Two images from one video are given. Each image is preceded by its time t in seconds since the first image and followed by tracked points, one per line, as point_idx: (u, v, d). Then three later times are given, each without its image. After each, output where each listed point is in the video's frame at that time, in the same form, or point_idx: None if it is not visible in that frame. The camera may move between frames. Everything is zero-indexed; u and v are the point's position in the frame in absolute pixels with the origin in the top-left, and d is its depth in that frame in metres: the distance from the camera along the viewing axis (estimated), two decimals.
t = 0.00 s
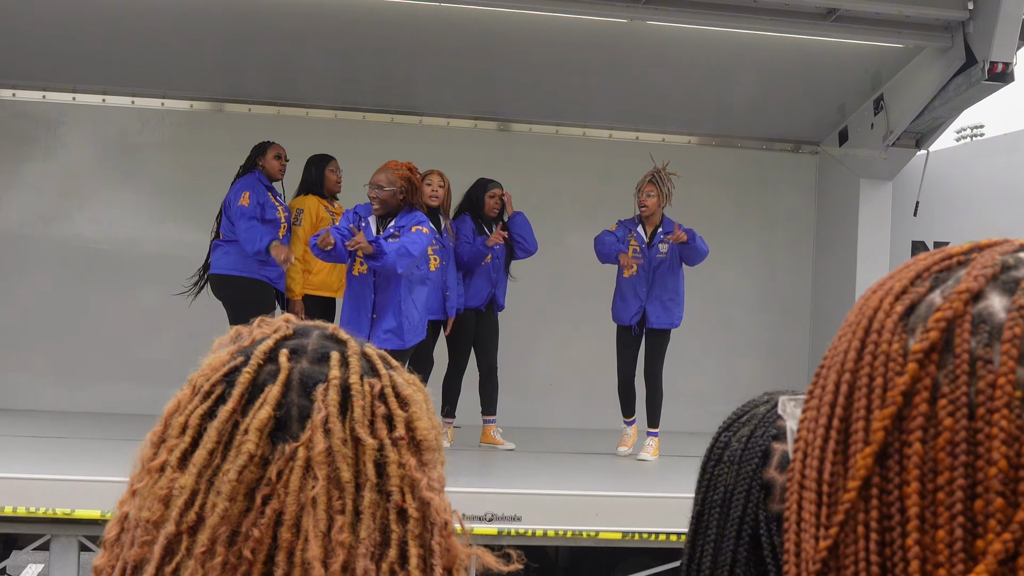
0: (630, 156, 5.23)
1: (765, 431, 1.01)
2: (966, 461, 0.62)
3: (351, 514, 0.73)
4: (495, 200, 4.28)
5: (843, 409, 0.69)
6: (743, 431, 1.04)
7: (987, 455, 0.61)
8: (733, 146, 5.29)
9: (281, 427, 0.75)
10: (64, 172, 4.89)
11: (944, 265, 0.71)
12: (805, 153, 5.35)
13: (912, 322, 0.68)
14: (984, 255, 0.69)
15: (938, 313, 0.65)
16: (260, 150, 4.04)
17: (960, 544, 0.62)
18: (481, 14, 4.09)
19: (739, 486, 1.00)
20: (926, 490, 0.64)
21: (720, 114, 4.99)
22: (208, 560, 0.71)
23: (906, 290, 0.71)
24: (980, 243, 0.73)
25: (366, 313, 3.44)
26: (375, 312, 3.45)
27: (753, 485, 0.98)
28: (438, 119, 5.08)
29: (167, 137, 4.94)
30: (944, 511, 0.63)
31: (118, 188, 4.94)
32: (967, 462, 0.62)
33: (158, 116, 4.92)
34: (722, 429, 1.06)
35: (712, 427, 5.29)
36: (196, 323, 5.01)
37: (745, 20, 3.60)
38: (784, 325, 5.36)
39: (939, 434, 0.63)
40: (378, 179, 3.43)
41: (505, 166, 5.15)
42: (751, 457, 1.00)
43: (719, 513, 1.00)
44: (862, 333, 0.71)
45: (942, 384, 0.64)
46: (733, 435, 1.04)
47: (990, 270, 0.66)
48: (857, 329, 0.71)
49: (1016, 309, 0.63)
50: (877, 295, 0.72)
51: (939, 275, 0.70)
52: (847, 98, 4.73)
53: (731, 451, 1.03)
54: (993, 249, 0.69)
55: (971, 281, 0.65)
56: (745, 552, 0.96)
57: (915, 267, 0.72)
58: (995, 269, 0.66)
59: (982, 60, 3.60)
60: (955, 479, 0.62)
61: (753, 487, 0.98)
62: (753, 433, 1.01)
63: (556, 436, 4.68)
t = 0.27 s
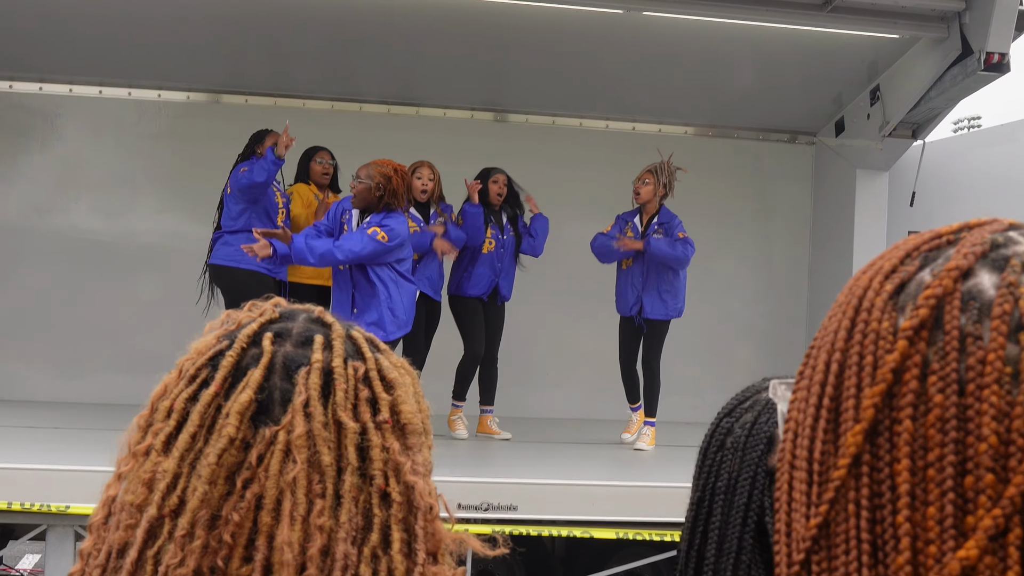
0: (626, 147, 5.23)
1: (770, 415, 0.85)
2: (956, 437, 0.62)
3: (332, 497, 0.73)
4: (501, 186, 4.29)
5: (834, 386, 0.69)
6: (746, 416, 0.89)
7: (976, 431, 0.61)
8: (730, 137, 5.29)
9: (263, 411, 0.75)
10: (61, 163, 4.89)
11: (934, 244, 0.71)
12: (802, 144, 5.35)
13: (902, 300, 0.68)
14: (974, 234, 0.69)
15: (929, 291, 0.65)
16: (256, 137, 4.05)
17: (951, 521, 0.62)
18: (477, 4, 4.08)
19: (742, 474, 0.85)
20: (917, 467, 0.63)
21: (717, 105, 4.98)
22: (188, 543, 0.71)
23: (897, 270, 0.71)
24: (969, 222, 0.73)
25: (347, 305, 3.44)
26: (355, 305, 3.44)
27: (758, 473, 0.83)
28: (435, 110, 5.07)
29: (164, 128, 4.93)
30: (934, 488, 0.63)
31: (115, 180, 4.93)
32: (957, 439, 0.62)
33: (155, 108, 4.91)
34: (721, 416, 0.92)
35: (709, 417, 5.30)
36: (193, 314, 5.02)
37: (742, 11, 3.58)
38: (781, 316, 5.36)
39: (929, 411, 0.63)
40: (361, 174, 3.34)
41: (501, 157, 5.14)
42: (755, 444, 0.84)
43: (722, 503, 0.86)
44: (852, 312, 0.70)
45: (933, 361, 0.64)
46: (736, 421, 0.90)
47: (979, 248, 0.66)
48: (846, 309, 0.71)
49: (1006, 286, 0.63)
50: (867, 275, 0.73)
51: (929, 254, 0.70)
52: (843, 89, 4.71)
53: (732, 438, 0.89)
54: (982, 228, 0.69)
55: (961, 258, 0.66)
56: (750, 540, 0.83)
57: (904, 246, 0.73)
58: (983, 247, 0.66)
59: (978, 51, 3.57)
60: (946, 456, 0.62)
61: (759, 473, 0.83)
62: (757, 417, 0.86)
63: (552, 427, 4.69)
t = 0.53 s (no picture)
0: (626, 130, 5.21)
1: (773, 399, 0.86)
2: (954, 413, 0.61)
3: (321, 475, 0.73)
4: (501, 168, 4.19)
5: (832, 363, 0.68)
6: (749, 398, 0.89)
7: (975, 408, 0.61)
8: (730, 120, 5.27)
9: (252, 388, 0.76)
10: (59, 145, 4.88)
11: (932, 222, 0.70)
12: (801, 127, 5.34)
13: (900, 278, 0.68)
14: (971, 213, 0.68)
15: (926, 269, 0.64)
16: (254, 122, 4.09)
17: (949, 496, 0.62)
18: None
19: (748, 454, 0.85)
20: (915, 443, 0.63)
21: (717, 89, 4.96)
22: (177, 521, 0.72)
23: (895, 247, 0.70)
24: (968, 202, 0.72)
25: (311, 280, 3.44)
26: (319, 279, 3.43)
27: (764, 454, 0.83)
28: (434, 92, 5.06)
29: (163, 110, 4.92)
30: (931, 464, 0.62)
31: (115, 162, 4.93)
32: (956, 415, 0.61)
33: (154, 89, 4.89)
34: (722, 397, 0.92)
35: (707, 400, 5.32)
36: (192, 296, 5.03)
37: None
38: (779, 299, 5.37)
39: (927, 388, 0.63)
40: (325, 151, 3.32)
41: (501, 139, 5.13)
42: (760, 427, 0.85)
43: (727, 484, 0.86)
44: (850, 290, 0.70)
45: (931, 338, 0.64)
46: (738, 403, 0.90)
47: (977, 226, 0.65)
48: (845, 287, 0.70)
49: (1003, 265, 0.62)
50: (866, 254, 0.72)
51: (927, 233, 0.70)
52: (843, 73, 4.68)
53: (737, 421, 0.89)
54: (980, 207, 0.69)
55: (959, 236, 0.65)
56: (756, 524, 0.83)
57: (902, 225, 0.72)
58: (982, 226, 0.65)
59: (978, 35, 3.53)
60: (944, 432, 0.62)
61: (764, 455, 0.83)
62: (760, 401, 0.86)
63: (550, 409, 4.71)
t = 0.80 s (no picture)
0: (627, 120, 5.20)
1: (766, 393, 0.86)
2: (966, 405, 0.60)
3: (338, 470, 0.74)
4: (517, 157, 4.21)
5: (845, 355, 0.66)
6: (742, 391, 0.88)
7: (987, 399, 0.59)
8: (731, 110, 5.27)
9: (269, 383, 0.76)
10: (60, 134, 4.88)
11: (944, 218, 0.68)
12: (802, 117, 5.33)
13: (913, 272, 0.66)
14: (983, 208, 0.67)
15: (939, 263, 0.63)
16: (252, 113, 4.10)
17: (960, 487, 0.60)
18: None
19: (740, 447, 0.84)
20: (926, 434, 0.61)
21: (718, 78, 4.94)
22: (192, 517, 0.72)
23: (907, 242, 0.68)
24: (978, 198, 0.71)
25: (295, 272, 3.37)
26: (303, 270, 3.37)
27: (755, 448, 0.83)
28: (435, 82, 5.05)
29: (162, 99, 4.91)
30: (943, 456, 0.61)
31: (115, 152, 4.93)
32: (968, 407, 0.60)
33: (154, 79, 4.89)
34: (715, 390, 0.91)
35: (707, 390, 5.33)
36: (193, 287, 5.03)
37: None
38: (779, 289, 5.37)
39: (940, 379, 0.61)
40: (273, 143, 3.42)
41: (501, 129, 5.12)
42: (752, 420, 0.84)
43: (718, 477, 0.86)
44: (863, 284, 0.68)
45: (944, 330, 0.62)
46: (730, 396, 0.89)
47: (989, 221, 0.64)
48: (857, 280, 0.68)
49: (1017, 259, 0.61)
50: (877, 248, 0.70)
51: (939, 228, 0.68)
52: (844, 63, 4.67)
53: (728, 413, 0.88)
54: (992, 202, 0.67)
55: (972, 231, 0.63)
56: (748, 518, 0.82)
57: (914, 220, 0.70)
58: (995, 221, 0.64)
59: (980, 24, 3.52)
60: (955, 424, 0.60)
61: (755, 448, 0.83)
62: (751, 395, 0.86)
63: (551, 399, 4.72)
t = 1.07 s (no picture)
0: (629, 115, 5.20)
1: (753, 389, 0.87)
2: (985, 404, 0.61)
3: (344, 472, 0.75)
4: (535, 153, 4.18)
5: (863, 352, 0.67)
6: (730, 389, 0.89)
7: (1005, 399, 0.60)
8: (732, 104, 5.26)
9: (274, 385, 0.77)
10: (63, 130, 4.89)
11: (963, 220, 0.69)
12: (804, 111, 5.32)
13: (932, 273, 0.66)
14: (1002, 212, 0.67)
15: (959, 264, 0.63)
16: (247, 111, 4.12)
17: (977, 484, 0.61)
18: None
19: (726, 446, 0.86)
20: (944, 432, 0.62)
21: (720, 73, 4.94)
22: (200, 518, 0.73)
23: (926, 243, 0.69)
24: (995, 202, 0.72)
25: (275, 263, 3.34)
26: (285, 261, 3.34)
27: (742, 445, 0.84)
28: (436, 77, 5.05)
29: (165, 95, 4.92)
30: (961, 454, 0.61)
31: (118, 147, 4.94)
32: (986, 406, 0.61)
33: (157, 75, 4.89)
34: (706, 388, 0.92)
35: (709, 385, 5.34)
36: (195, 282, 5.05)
37: None
38: (780, 283, 5.37)
39: (958, 379, 0.62)
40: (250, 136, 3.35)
41: (503, 124, 5.13)
42: (739, 417, 0.85)
43: (706, 474, 0.87)
44: (881, 283, 0.68)
45: (963, 330, 0.62)
46: (720, 393, 0.90)
47: (1010, 225, 0.65)
48: (875, 279, 0.69)
49: None
50: (895, 247, 0.71)
51: (958, 230, 0.69)
52: (846, 57, 4.66)
53: (717, 410, 0.89)
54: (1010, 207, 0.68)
55: (991, 235, 0.64)
56: (734, 514, 0.84)
57: (934, 221, 0.70)
58: (1015, 225, 0.65)
59: (982, 18, 3.51)
60: (974, 422, 0.61)
61: (741, 446, 0.84)
62: (740, 391, 0.87)
63: (553, 394, 4.73)
